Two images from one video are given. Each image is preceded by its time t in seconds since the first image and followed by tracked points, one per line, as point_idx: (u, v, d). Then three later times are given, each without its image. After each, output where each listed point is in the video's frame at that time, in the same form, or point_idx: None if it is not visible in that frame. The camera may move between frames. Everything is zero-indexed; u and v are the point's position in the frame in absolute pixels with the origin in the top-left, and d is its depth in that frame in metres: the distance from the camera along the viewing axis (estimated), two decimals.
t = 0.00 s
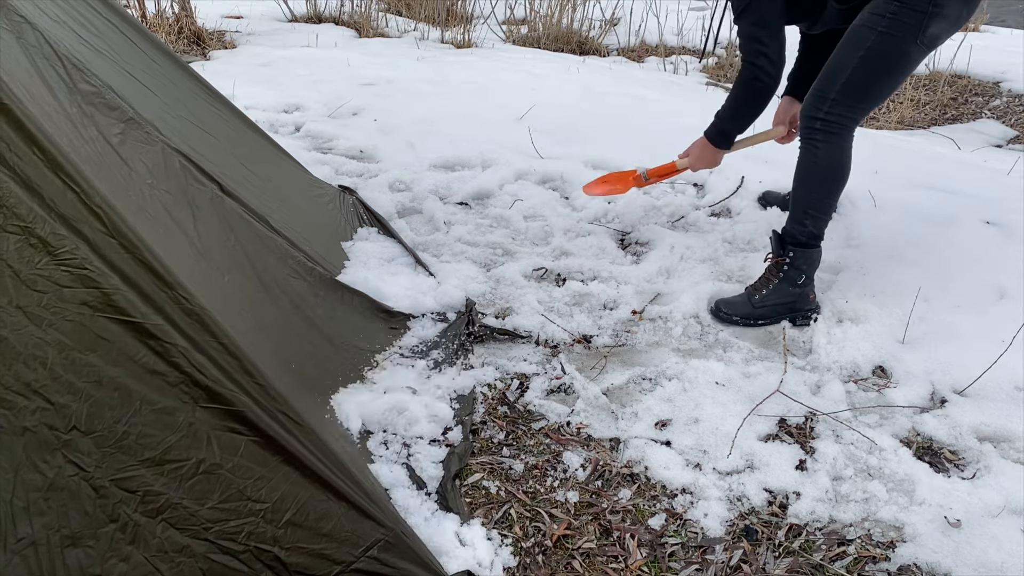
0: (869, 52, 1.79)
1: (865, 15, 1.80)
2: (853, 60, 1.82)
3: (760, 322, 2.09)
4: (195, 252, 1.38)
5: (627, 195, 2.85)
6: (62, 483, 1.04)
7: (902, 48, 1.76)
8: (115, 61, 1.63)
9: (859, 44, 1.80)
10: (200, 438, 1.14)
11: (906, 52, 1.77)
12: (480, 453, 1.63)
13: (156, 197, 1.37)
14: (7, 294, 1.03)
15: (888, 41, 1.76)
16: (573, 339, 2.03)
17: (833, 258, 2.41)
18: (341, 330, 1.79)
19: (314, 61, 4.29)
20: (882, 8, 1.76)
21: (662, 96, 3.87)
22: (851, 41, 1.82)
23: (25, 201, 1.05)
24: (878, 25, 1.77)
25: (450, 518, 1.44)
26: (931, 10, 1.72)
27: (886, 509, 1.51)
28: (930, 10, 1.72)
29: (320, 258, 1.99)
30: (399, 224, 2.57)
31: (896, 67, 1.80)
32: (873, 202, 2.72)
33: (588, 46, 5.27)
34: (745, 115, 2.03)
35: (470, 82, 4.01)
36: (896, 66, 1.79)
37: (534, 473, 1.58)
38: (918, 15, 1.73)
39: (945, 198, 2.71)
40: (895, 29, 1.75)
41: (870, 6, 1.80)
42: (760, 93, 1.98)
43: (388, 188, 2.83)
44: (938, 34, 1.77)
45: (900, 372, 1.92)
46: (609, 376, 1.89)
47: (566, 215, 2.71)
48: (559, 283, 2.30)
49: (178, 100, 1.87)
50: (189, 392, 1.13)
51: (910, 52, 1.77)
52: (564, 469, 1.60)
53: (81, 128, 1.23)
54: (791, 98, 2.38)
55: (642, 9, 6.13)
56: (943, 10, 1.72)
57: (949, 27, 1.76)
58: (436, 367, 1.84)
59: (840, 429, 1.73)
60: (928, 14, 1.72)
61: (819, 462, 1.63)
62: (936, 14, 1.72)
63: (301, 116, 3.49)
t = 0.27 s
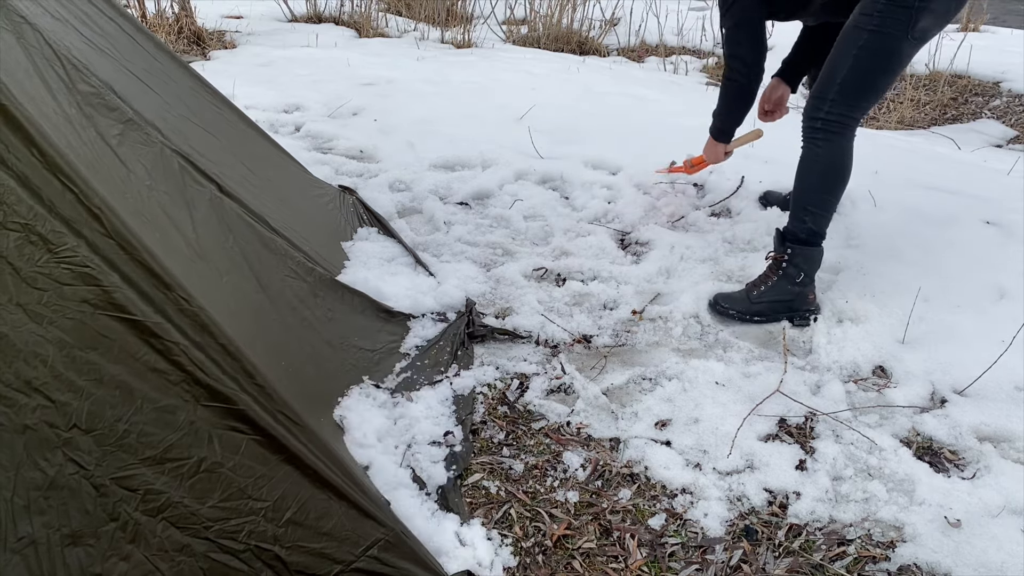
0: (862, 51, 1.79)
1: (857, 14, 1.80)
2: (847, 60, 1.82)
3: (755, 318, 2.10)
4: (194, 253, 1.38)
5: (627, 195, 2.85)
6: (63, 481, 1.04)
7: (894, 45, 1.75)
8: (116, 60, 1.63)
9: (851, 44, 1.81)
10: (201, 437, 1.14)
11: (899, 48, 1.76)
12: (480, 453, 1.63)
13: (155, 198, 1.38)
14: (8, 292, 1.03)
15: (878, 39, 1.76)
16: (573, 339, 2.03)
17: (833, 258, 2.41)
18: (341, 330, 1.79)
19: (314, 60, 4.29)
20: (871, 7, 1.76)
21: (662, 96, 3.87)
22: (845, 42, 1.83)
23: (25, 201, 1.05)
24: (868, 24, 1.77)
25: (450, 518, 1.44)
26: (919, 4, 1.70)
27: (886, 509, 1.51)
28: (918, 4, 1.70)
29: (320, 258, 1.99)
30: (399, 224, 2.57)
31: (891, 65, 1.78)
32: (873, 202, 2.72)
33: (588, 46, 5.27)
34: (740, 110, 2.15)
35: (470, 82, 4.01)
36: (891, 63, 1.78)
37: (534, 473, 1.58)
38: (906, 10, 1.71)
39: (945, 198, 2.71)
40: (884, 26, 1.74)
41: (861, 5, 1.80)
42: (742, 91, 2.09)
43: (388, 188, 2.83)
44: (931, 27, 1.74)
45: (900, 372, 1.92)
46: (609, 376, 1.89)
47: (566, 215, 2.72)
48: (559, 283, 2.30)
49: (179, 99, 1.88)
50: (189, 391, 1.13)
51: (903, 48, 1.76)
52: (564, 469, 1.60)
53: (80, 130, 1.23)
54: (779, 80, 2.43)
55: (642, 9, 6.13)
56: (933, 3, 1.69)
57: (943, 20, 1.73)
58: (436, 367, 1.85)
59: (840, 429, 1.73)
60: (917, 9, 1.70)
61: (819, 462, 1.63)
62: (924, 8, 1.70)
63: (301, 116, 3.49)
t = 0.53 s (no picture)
0: (841, 50, 1.83)
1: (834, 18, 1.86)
2: (829, 60, 1.86)
3: (750, 314, 2.10)
4: (195, 252, 1.38)
5: (627, 195, 2.85)
6: (63, 481, 1.04)
7: (870, 41, 1.78)
8: (116, 61, 1.63)
9: (831, 44, 1.85)
10: (201, 437, 1.14)
11: (876, 44, 1.79)
12: (480, 453, 1.63)
13: (156, 197, 1.38)
14: (8, 293, 1.03)
15: (854, 37, 1.80)
16: (573, 339, 2.03)
17: (833, 258, 2.41)
18: (341, 330, 1.79)
19: (314, 60, 4.29)
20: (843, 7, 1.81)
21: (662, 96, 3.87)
22: (826, 46, 1.88)
23: (26, 200, 1.05)
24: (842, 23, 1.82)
25: (450, 518, 1.44)
26: None
27: (886, 509, 1.51)
28: None
29: (320, 258, 1.99)
30: (399, 223, 2.57)
31: (871, 60, 1.81)
32: (873, 202, 2.72)
33: (588, 46, 5.27)
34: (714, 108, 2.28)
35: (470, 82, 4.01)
36: (871, 59, 1.80)
37: (534, 473, 1.58)
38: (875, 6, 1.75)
39: (945, 198, 2.71)
40: (857, 24, 1.78)
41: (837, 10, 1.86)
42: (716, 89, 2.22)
43: (388, 188, 2.83)
44: (906, 20, 1.76)
45: (900, 372, 1.92)
46: (609, 376, 1.89)
47: (566, 215, 2.72)
48: (559, 283, 2.30)
49: (178, 100, 1.88)
50: (189, 391, 1.13)
51: (881, 44, 1.78)
52: (564, 469, 1.60)
53: (81, 128, 1.23)
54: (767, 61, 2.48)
55: (642, 9, 6.13)
56: None
57: (916, 13, 1.75)
58: (436, 367, 1.84)
59: (840, 429, 1.73)
60: (886, 4, 1.74)
61: (819, 462, 1.63)
62: (891, 2, 1.73)
63: (301, 116, 3.49)
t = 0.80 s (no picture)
0: (829, 52, 1.84)
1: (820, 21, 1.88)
2: (817, 63, 1.88)
3: (752, 313, 2.10)
4: (194, 253, 1.38)
5: (627, 195, 2.85)
6: (63, 482, 1.04)
7: (857, 43, 1.80)
8: (115, 61, 1.62)
9: (818, 48, 1.87)
10: (201, 438, 1.14)
11: (862, 46, 1.80)
12: (480, 453, 1.63)
13: (155, 198, 1.38)
14: (8, 294, 1.03)
15: (841, 39, 1.82)
16: (573, 339, 2.03)
17: (833, 258, 2.41)
18: (340, 331, 1.79)
19: (314, 60, 4.29)
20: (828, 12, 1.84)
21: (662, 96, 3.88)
22: (813, 48, 1.90)
23: (25, 201, 1.05)
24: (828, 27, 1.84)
25: (451, 518, 1.44)
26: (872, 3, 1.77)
27: (886, 509, 1.51)
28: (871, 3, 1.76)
29: (320, 258, 1.99)
30: (399, 224, 2.57)
31: (859, 62, 1.82)
32: (873, 202, 2.72)
33: (588, 46, 5.27)
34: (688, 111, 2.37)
35: (470, 82, 4.01)
36: (859, 60, 1.82)
37: (534, 473, 1.58)
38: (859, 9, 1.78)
39: (945, 198, 2.71)
40: (843, 27, 1.81)
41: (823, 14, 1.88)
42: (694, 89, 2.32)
43: (388, 188, 2.83)
44: (890, 22, 1.79)
45: (900, 372, 1.92)
46: (609, 376, 1.89)
47: (566, 215, 2.72)
48: (559, 283, 2.30)
49: (178, 100, 1.88)
50: (189, 392, 1.13)
51: (867, 46, 1.80)
52: (564, 469, 1.60)
53: (80, 129, 1.23)
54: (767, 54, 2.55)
55: (642, 9, 6.13)
56: None
57: (900, 15, 1.77)
58: (436, 366, 1.84)
59: (840, 429, 1.73)
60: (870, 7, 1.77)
61: (819, 462, 1.63)
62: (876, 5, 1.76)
63: (301, 116, 3.49)
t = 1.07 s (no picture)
0: (832, 48, 1.86)
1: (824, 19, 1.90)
2: (821, 58, 1.89)
3: (754, 308, 2.10)
4: (194, 253, 1.38)
5: (627, 195, 2.85)
6: (62, 483, 1.04)
7: (859, 38, 1.82)
8: (116, 60, 1.62)
9: (822, 44, 1.89)
10: (200, 438, 1.14)
11: (866, 41, 1.82)
12: (480, 453, 1.63)
13: (155, 198, 1.38)
14: (7, 294, 1.03)
15: (844, 35, 1.83)
16: (573, 339, 2.03)
17: (833, 258, 2.41)
18: (341, 330, 1.79)
19: (314, 60, 4.29)
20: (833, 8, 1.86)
21: (662, 96, 3.88)
22: (817, 45, 1.91)
23: (25, 200, 1.05)
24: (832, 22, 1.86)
25: (451, 518, 1.44)
26: None
27: (886, 509, 1.51)
28: None
29: (320, 258, 1.99)
30: (399, 223, 2.57)
31: (862, 57, 1.84)
32: (873, 202, 2.72)
33: (588, 46, 5.27)
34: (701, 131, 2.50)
35: (470, 82, 4.01)
36: (862, 55, 1.83)
37: (534, 473, 1.58)
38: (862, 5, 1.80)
39: (945, 198, 2.71)
40: (846, 23, 1.83)
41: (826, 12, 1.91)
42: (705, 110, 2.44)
43: (388, 188, 2.83)
44: (893, 18, 1.80)
45: (900, 372, 1.92)
46: (609, 376, 1.89)
47: (566, 215, 2.72)
48: (559, 283, 2.30)
49: (179, 100, 1.88)
50: (189, 392, 1.13)
51: (870, 40, 1.82)
52: (564, 469, 1.60)
53: (81, 129, 1.23)
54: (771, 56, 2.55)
55: (642, 9, 6.13)
56: None
57: (904, 10, 1.78)
58: (435, 367, 1.84)
59: (840, 429, 1.73)
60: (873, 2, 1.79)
61: (819, 462, 1.63)
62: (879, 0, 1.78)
63: (301, 116, 3.49)
